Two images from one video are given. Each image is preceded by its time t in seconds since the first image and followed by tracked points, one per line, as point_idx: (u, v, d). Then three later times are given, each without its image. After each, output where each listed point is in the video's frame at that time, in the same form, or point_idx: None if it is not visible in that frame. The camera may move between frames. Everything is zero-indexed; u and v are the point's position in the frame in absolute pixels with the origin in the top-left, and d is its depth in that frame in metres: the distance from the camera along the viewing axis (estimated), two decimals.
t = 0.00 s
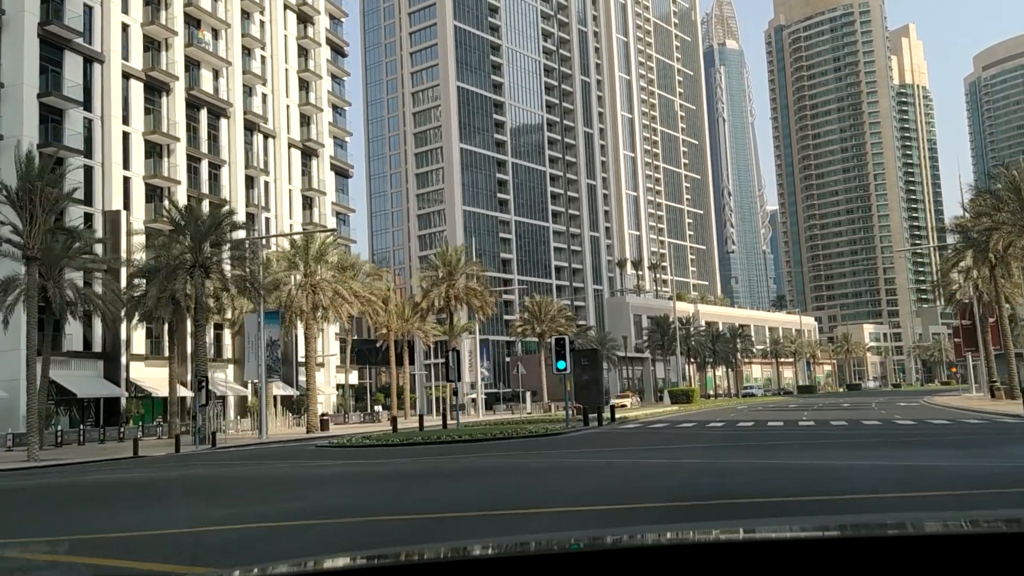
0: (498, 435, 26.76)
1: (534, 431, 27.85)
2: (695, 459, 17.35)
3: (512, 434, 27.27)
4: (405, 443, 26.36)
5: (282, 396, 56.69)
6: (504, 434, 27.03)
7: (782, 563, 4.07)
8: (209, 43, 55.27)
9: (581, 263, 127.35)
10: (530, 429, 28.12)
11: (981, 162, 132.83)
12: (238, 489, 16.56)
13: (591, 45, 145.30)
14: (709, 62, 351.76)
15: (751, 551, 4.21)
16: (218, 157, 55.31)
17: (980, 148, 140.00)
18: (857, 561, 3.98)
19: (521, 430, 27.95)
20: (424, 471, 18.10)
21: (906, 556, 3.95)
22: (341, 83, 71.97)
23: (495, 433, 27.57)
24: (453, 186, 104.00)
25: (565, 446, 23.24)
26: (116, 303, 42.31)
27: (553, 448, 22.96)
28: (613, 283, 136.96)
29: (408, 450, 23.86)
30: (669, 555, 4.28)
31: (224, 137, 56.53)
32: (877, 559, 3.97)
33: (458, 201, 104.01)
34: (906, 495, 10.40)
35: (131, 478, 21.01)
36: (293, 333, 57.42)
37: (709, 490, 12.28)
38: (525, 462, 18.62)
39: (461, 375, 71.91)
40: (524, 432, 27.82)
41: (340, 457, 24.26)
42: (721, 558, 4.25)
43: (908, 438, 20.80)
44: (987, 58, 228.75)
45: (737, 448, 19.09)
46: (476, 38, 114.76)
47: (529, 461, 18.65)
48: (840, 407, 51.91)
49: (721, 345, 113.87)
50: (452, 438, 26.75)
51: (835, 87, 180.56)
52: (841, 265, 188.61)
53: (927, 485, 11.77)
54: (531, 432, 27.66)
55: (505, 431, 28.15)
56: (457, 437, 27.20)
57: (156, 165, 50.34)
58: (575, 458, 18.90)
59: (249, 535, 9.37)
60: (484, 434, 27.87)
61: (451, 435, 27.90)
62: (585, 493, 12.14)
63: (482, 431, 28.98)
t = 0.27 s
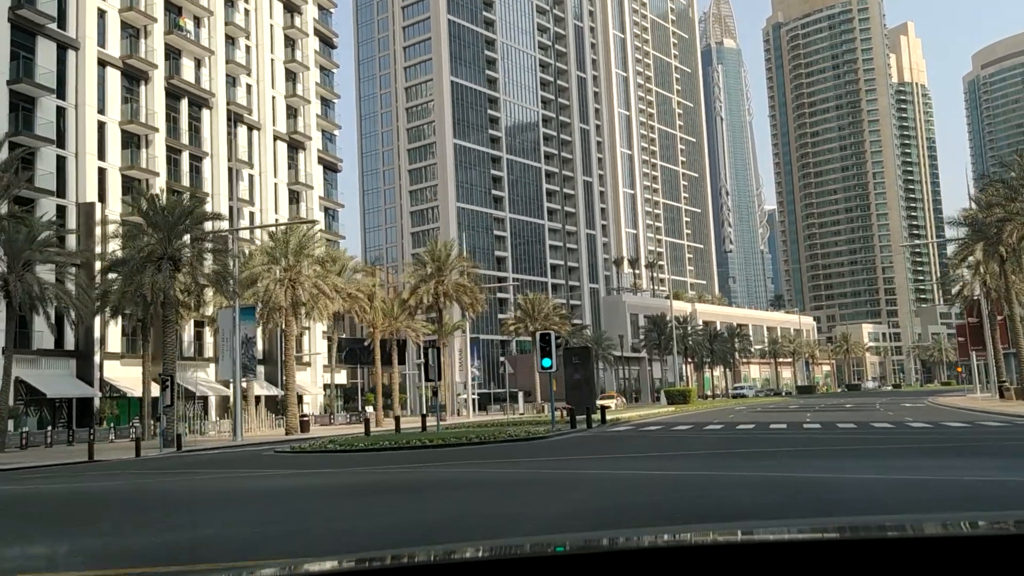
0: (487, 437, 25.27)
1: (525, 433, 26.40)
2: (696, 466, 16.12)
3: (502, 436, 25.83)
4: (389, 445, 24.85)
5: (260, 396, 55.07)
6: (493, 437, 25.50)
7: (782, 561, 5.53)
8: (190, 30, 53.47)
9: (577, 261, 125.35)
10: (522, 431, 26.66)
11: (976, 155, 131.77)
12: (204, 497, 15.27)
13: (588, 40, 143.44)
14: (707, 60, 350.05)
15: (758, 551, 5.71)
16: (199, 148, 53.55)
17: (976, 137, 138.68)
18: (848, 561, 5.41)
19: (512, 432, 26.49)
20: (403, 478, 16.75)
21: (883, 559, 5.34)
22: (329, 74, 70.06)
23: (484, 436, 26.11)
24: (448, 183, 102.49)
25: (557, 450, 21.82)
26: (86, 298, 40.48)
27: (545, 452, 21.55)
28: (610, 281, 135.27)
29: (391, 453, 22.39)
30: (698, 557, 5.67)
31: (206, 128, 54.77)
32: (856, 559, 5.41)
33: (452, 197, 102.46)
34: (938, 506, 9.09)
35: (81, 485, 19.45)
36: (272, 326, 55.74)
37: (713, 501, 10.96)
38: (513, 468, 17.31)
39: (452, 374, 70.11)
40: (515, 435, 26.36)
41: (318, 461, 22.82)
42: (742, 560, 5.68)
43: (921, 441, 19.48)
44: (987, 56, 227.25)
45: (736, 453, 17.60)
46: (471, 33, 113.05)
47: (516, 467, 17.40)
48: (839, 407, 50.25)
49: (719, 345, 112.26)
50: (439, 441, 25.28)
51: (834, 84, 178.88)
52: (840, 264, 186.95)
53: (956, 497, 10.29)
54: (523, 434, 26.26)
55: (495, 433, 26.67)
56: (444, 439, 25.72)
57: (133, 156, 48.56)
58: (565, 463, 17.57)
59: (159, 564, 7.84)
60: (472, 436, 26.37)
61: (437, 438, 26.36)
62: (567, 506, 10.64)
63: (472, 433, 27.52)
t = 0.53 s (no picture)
0: (470, 441, 23.77)
1: (511, 436, 24.88)
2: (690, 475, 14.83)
3: (487, 440, 24.32)
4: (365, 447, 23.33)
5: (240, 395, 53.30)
6: (476, 440, 23.98)
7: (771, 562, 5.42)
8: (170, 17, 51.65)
9: (573, 258, 123.57)
10: (507, 434, 25.16)
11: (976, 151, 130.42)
12: (158, 507, 14.03)
13: (584, 35, 141.56)
14: (705, 59, 348.68)
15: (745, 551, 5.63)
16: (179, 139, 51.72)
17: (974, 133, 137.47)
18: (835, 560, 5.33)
19: (497, 435, 24.98)
20: (373, 486, 15.48)
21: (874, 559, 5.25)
22: (317, 65, 68.16)
23: (468, 438, 24.59)
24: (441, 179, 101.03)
25: (544, 454, 20.45)
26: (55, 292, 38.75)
27: (531, 457, 20.20)
28: (606, 280, 133.53)
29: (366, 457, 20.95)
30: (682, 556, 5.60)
31: (187, 119, 52.93)
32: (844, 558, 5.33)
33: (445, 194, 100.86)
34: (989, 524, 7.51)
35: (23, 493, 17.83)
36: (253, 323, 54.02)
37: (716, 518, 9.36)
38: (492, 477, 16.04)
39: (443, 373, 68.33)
40: (500, 438, 24.85)
41: (291, 465, 21.50)
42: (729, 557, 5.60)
43: (932, 446, 18.18)
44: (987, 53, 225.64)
45: (739, 459, 15.96)
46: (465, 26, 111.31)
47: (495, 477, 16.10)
48: (840, 407, 48.63)
49: (717, 344, 110.64)
50: (418, 444, 23.73)
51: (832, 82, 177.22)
52: (838, 263, 185.43)
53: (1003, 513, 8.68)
54: (509, 437, 24.75)
55: (479, 436, 25.16)
56: (425, 441, 24.18)
57: (109, 146, 46.72)
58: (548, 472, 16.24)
59: None
60: (455, 438, 24.82)
61: (417, 441, 24.84)
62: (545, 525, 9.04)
63: (455, 436, 26.00)
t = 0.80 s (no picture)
0: (444, 446, 21.94)
1: (490, 442, 23.06)
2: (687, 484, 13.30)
3: (463, 445, 22.51)
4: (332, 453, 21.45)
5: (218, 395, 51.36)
6: (451, 446, 22.14)
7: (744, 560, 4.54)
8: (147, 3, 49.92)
9: (569, 257, 121.79)
10: (486, 439, 23.36)
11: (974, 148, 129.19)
12: (79, 516, 12.29)
13: (580, 32, 139.83)
14: (704, 60, 347.56)
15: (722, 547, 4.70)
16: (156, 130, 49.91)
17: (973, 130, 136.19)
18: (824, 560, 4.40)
19: (475, 440, 23.14)
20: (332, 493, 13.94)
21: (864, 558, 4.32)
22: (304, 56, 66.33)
23: (443, 444, 22.75)
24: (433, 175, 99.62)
25: (525, 460, 18.80)
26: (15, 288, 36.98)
27: (511, 462, 18.56)
28: (602, 279, 131.89)
29: (328, 463, 19.13)
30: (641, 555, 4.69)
31: (165, 109, 51.16)
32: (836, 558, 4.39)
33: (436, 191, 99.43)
34: None
35: None
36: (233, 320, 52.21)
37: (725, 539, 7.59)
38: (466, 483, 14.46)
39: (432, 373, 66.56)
40: (478, 443, 23.02)
41: (252, 471, 19.80)
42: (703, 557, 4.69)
43: (948, 452, 16.59)
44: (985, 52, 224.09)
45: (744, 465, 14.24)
46: (459, 20, 109.56)
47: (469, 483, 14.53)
48: (841, 408, 46.78)
49: (714, 344, 108.97)
50: (389, 449, 21.85)
51: (829, 80, 175.83)
52: (837, 263, 183.90)
53: None
54: (486, 443, 22.89)
55: (455, 441, 23.30)
56: (395, 447, 22.31)
57: (81, 135, 44.82)
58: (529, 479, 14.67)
59: None
60: (428, 444, 22.95)
61: (389, 446, 22.98)
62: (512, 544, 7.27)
63: (430, 442, 24.15)
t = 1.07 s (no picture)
0: (408, 455, 20.02)
1: (460, 449, 21.16)
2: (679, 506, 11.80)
3: (430, 454, 20.62)
4: (286, 463, 19.47)
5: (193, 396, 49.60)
6: (417, 455, 20.22)
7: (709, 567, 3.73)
8: None
9: (563, 256, 119.99)
10: (456, 446, 21.49)
11: (972, 145, 127.82)
12: None
13: (575, 27, 137.96)
14: (700, 59, 345.93)
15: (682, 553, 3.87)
16: (131, 120, 48.00)
17: (972, 127, 134.81)
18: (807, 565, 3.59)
19: (445, 448, 21.23)
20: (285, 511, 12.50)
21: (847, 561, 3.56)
22: (288, 46, 64.43)
23: (408, 451, 20.83)
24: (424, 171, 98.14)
25: (503, 469, 17.15)
26: None
27: (487, 471, 16.93)
28: (597, 278, 130.03)
29: (276, 476, 17.24)
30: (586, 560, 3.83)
31: (142, 99, 49.15)
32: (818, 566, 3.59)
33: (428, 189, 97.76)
34: None
35: None
36: (211, 317, 50.48)
37: None
38: (432, 499, 13.03)
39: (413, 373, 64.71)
40: (446, 451, 21.11)
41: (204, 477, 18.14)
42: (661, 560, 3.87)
43: (966, 462, 15.03)
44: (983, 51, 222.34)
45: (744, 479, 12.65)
46: (451, 15, 107.72)
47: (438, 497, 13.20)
48: (842, 410, 45.07)
49: (710, 344, 107.15)
50: (348, 458, 19.90)
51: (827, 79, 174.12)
52: (834, 263, 182.41)
53: None
54: (455, 451, 20.93)
55: (422, 449, 21.38)
56: (355, 455, 20.34)
57: (50, 124, 42.87)
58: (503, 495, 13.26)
59: None
60: (392, 452, 21.01)
61: (350, 454, 21.07)
62: None
63: (397, 450, 22.23)
